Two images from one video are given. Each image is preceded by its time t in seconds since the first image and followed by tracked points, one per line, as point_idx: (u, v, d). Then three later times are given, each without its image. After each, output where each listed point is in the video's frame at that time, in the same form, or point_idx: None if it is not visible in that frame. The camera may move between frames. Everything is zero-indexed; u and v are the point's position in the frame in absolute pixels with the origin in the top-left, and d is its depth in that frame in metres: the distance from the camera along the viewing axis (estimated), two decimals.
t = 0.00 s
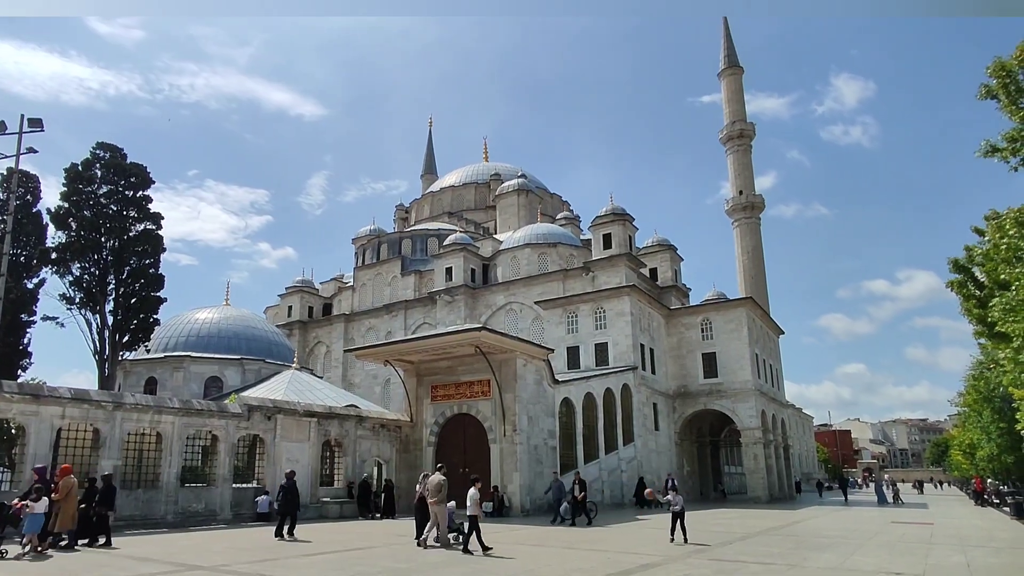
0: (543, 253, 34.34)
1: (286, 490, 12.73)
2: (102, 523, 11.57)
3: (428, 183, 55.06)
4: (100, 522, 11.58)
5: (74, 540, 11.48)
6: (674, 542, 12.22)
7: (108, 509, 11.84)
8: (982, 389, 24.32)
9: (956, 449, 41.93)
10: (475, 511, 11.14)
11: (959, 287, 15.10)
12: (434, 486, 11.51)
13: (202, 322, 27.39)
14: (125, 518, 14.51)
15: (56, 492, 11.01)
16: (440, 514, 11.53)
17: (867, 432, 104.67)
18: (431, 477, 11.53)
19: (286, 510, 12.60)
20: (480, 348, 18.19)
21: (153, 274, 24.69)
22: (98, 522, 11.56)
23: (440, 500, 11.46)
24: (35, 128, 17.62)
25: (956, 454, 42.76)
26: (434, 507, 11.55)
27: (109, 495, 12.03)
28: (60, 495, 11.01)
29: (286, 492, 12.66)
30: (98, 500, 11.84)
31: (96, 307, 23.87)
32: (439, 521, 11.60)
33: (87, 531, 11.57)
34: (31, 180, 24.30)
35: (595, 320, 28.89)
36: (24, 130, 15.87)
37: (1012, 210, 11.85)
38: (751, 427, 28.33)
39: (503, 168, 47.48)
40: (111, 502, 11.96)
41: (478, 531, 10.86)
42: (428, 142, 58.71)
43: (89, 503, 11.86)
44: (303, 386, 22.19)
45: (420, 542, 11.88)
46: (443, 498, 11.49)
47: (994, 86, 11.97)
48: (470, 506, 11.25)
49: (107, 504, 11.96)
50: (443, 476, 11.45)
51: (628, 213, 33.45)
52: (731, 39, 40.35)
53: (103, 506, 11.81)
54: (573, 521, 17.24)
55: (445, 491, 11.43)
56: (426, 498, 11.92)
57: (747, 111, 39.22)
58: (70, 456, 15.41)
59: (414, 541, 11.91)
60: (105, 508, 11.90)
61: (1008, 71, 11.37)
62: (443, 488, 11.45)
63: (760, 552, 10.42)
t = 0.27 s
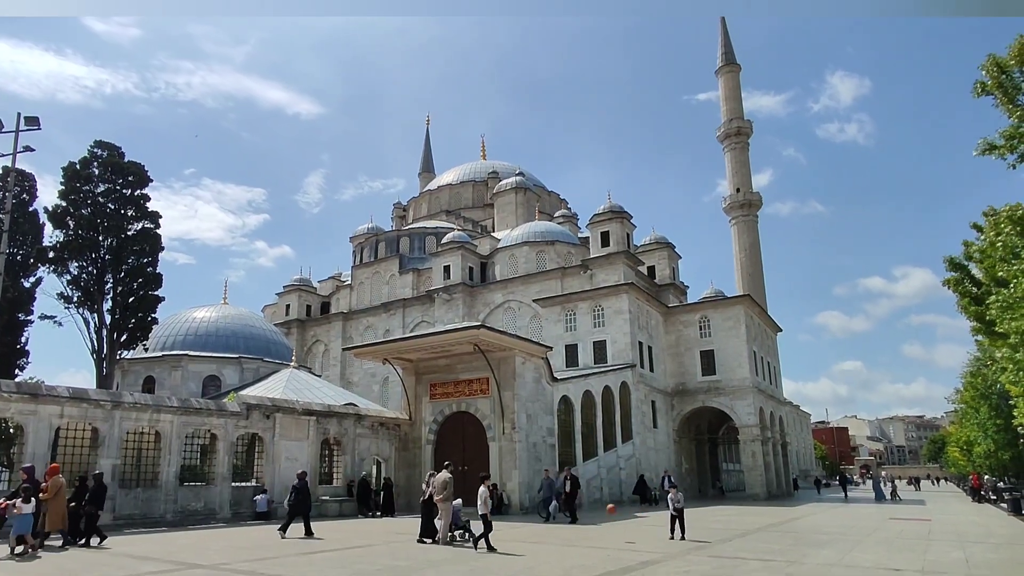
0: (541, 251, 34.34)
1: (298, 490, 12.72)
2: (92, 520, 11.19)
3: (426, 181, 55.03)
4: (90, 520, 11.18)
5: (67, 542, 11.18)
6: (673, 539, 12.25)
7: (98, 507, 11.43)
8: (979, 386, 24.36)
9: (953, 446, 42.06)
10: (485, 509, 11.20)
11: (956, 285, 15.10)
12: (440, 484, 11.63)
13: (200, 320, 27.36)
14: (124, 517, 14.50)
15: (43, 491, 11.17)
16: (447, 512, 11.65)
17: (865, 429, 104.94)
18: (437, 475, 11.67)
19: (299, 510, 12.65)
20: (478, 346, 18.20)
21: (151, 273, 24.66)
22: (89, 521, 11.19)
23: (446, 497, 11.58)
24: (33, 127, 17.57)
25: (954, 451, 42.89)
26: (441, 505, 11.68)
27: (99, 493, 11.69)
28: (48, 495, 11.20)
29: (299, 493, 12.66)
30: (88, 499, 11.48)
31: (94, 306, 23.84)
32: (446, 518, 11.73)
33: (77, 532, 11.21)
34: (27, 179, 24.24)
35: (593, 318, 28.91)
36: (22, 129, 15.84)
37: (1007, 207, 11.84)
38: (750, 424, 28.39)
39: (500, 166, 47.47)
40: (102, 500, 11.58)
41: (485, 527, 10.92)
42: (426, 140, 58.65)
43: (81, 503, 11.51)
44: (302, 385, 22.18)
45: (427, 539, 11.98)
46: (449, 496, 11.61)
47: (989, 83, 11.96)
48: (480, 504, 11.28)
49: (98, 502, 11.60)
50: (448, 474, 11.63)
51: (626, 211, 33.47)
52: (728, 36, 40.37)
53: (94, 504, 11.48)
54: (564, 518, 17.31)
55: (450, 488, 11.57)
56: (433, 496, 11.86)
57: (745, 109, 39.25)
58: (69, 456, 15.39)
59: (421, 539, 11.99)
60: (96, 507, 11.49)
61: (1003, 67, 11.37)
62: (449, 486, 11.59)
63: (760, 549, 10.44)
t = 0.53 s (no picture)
0: (541, 248, 34.32)
1: (311, 487, 13.24)
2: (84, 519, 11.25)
3: (425, 178, 54.96)
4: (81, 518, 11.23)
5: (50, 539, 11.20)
6: (674, 534, 12.29)
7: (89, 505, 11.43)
8: (978, 381, 24.39)
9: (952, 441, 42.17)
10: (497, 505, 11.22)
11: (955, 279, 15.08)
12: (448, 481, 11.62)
13: (199, 318, 27.33)
14: (125, 515, 14.51)
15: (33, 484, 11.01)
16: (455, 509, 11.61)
17: (863, 425, 105.15)
18: (446, 472, 11.67)
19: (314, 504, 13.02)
20: (478, 343, 18.20)
21: (150, 271, 24.62)
22: (79, 519, 11.24)
23: (454, 494, 11.51)
24: (30, 124, 17.50)
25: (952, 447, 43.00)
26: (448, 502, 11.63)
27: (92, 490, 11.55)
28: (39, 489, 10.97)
29: (313, 489, 13.25)
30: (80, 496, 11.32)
31: (93, 304, 23.81)
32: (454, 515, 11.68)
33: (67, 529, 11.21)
34: (25, 176, 24.17)
35: (593, 314, 28.92)
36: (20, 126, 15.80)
37: (1008, 202, 11.82)
38: (749, 420, 28.45)
39: (499, 162, 47.41)
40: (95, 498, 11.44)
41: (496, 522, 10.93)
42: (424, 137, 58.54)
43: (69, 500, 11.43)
44: (301, 382, 22.17)
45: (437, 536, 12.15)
46: (457, 492, 11.57)
47: (988, 77, 11.93)
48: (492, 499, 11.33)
49: (92, 499, 11.47)
50: (456, 470, 11.66)
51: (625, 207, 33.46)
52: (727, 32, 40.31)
53: (87, 501, 11.35)
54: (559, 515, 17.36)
55: (458, 484, 11.55)
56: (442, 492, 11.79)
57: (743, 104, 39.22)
58: (68, 453, 15.38)
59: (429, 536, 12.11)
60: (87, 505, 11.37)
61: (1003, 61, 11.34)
62: (457, 483, 11.57)
63: (760, 544, 10.47)
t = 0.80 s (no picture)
0: (541, 244, 34.29)
1: (325, 486, 13.22)
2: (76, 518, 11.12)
3: (424, 174, 54.90)
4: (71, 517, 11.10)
5: (47, 537, 11.20)
6: (675, 530, 12.31)
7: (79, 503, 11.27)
8: (978, 376, 24.40)
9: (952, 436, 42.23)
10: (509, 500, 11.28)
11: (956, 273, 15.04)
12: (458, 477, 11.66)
13: (199, 315, 27.31)
14: (126, 512, 14.52)
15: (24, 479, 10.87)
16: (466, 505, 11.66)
17: (863, 421, 105.23)
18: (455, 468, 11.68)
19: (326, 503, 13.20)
20: (479, 339, 18.20)
21: (150, 268, 24.60)
22: (70, 518, 11.12)
23: (465, 490, 11.56)
24: (30, 121, 17.46)
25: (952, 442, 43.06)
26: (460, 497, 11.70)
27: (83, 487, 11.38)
28: (30, 488, 10.73)
29: (325, 488, 13.19)
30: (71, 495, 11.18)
31: (93, 301, 23.80)
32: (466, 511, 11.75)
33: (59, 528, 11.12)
34: (25, 173, 24.13)
35: (593, 311, 28.91)
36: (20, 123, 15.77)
37: (1011, 196, 11.81)
38: (749, 416, 28.47)
39: (499, 158, 47.36)
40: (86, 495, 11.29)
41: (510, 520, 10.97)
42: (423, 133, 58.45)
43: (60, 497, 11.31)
44: (302, 379, 22.17)
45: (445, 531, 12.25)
46: (467, 488, 11.61)
47: (991, 71, 11.92)
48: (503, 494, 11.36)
49: (83, 497, 11.33)
50: (465, 466, 11.67)
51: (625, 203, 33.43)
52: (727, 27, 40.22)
53: (77, 499, 11.22)
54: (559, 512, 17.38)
55: (468, 480, 11.58)
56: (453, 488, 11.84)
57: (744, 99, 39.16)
58: (69, 451, 15.40)
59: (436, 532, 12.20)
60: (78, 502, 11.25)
61: (1006, 53, 11.33)
62: (467, 478, 11.59)
63: (762, 540, 10.50)
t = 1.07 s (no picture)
0: (542, 240, 34.27)
1: (338, 479, 13.65)
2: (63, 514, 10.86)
3: (425, 171, 54.85)
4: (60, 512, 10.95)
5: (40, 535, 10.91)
6: (677, 526, 12.32)
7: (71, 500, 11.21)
8: (980, 371, 24.40)
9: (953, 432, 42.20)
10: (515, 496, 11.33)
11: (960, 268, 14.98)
12: (468, 472, 11.93)
13: (200, 312, 27.32)
14: (129, 509, 14.55)
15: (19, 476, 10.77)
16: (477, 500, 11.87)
17: (865, 417, 105.20)
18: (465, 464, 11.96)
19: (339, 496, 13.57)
20: (481, 336, 18.20)
21: (151, 265, 24.61)
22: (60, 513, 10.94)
23: (475, 485, 11.79)
24: (30, 118, 17.46)
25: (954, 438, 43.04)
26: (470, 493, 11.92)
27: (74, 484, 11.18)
28: (21, 484, 10.55)
29: (339, 481, 13.60)
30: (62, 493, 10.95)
31: (95, 299, 23.81)
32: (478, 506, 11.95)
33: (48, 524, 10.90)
34: (26, 171, 24.12)
35: (594, 307, 28.90)
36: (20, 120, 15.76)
37: (1013, 192, 11.78)
38: (751, 412, 28.47)
39: (500, 155, 47.31)
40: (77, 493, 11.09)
41: (516, 514, 11.02)
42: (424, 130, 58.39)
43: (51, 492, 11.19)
44: (303, 375, 22.19)
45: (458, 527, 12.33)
46: (478, 483, 11.83)
47: (993, 66, 11.89)
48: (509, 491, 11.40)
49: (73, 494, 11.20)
50: (475, 461, 11.94)
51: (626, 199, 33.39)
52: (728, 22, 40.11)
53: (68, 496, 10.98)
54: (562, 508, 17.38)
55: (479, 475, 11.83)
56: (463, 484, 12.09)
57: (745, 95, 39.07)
58: (72, 448, 15.43)
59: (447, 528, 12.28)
60: (69, 499, 11.26)
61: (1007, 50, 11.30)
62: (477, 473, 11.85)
63: (763, 536, 10.53)
